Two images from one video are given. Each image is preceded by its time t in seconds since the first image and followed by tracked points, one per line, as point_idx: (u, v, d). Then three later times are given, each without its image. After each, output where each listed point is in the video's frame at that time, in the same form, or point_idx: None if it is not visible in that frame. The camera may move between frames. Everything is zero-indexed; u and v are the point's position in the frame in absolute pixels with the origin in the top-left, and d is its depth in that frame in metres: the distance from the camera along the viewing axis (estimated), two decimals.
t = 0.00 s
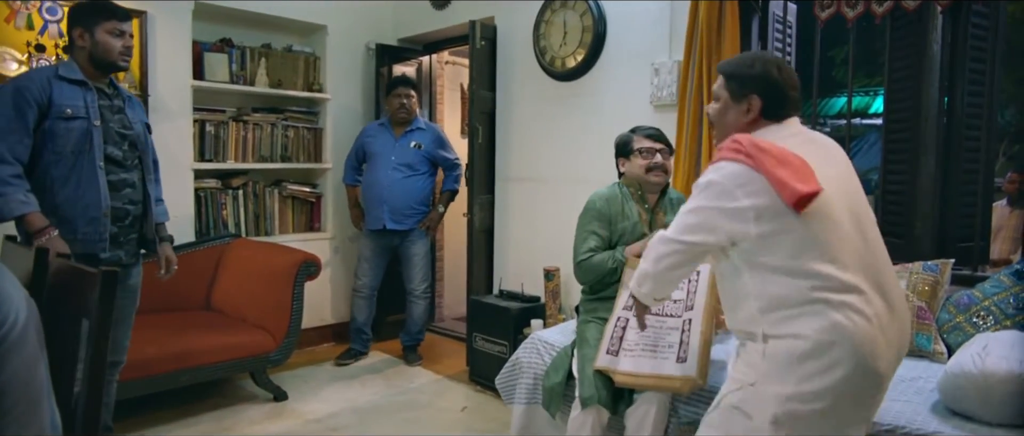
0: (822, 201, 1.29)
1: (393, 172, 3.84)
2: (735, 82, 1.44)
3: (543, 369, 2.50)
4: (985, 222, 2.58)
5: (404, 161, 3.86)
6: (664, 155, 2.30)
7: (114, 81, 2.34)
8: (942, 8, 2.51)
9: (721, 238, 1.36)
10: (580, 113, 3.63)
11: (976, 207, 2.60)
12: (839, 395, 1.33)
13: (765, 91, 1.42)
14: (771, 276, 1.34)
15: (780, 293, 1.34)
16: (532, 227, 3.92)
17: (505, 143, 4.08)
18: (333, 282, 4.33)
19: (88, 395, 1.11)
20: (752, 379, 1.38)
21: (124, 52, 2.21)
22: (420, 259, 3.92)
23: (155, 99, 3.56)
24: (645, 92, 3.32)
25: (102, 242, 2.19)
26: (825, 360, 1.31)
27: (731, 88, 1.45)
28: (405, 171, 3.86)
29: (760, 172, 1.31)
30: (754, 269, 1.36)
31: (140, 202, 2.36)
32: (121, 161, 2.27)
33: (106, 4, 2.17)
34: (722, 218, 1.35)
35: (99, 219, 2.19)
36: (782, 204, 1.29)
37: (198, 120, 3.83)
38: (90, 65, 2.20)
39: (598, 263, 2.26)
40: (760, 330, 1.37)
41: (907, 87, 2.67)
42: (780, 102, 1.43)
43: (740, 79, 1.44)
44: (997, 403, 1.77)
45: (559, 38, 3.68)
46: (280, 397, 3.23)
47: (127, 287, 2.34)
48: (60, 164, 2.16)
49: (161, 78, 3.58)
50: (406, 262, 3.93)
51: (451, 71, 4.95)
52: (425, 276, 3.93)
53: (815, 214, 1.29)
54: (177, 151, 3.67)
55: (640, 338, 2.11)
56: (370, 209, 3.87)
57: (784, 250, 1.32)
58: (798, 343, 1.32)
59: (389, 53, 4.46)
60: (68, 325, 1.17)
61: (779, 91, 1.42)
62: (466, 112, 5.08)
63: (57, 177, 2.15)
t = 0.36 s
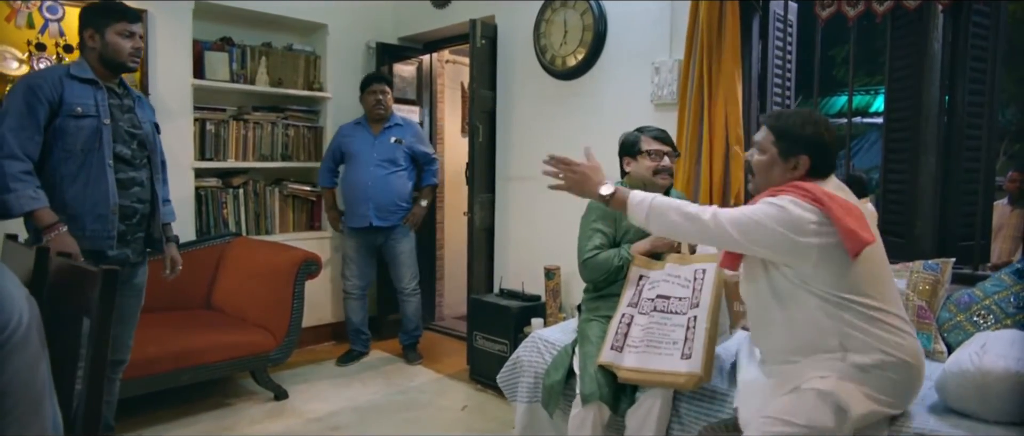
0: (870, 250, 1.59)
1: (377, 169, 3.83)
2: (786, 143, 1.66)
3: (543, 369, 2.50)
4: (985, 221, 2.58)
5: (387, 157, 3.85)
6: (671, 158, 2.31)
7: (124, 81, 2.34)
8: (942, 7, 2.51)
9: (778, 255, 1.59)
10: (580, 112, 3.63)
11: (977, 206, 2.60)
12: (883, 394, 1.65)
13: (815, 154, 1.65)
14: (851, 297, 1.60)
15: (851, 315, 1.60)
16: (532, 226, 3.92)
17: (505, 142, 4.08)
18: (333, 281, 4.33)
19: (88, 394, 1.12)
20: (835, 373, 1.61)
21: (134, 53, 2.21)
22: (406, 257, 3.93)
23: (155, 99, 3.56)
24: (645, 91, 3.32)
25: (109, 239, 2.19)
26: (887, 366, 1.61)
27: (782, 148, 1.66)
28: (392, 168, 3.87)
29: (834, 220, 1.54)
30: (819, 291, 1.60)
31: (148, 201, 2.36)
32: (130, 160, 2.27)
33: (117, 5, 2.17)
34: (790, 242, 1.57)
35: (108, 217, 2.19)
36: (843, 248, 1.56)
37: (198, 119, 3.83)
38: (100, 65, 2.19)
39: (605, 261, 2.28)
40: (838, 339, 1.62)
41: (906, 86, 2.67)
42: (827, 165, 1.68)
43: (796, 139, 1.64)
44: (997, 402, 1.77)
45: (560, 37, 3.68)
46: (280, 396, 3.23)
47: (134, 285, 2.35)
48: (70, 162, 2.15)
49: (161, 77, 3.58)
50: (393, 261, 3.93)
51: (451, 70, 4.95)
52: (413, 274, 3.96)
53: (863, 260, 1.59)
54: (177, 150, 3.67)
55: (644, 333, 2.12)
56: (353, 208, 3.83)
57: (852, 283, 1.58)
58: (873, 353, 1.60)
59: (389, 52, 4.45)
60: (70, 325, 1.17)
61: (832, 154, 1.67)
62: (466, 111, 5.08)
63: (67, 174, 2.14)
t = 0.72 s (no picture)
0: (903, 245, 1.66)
1: (368, 166, 3.81)
2: (858, 131, 1.79)
3: (543, 366, 2.50)
4: (985, 219, 2.58)
5: (376, 154, 3.84)
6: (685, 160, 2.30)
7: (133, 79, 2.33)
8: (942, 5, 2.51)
9: (829, 238, 1.62)
10: (580, 110, 3.63)
11: (977, 204, 2.60)
12: (896, 400, 1.68)
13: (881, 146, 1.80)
14: (879, 293, 1.65)
15: (882, 309, 1.64)
16: (533, 224, 3.92)
17: (505, 140, 4.08)
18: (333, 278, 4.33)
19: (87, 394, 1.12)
20: (852, 378, 1.64)
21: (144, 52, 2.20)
22: (397, 252, 3.93)
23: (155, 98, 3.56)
24: (646, 89, 3.32)
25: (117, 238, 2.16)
26: (902, 370, 1.65)
27: (853, 135, 1.79)
28: (380, 164, 3.86)
29: (880, 205, 1.61)
30: (855, 281, 1.65)
31: (155, 200, 2.34)
32: (138, 159, 2.25)
33: (127, 4, 2.16)
34: (841, 225, 1.60)
35: (115, 216, 2.16)
36: (889, 234, 1.62)
37: (198, 116, 3.82)
38: (109, 63, 2.19)
39: (610, 258, 2.28)
40: (860, 334, 1.65)
41: (907, 83, 2.67)
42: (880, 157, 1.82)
43: (863, 131, 1.79)
44: (995, 400, 1.78)
45: (560, 35, 3.67)
46: (280, 394, 3.23)
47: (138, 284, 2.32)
48: (78, 161, 2.12)
49: (161, 75, 3.58)
50: (384, 257, 3.92)
51: (451, 68, 4.95)
52: (404, 269, 3.95)
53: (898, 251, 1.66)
54: (176, 148, 3.67)
55: (646, 331, 2.13)
56: (342, 205, 3.80)
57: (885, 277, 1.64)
58: (896, 351, 1.65)
59: (389, 49, 4.45)
60: (70, 321, 1.17)
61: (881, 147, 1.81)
62: (466, 109, 5.08)
63: (74, 172, 2.11)
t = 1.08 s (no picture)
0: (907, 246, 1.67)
1: (365, 166, 3.80)
2: (844, 135, 1.76)
3: (543, 366, 2.50)
4: (985, 219, 2.58)
5: (375, 153, 3.85)
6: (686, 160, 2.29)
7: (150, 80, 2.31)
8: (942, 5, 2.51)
9: (831, 235, 1.63)
10: (579, 110, 3.63)
11: (977, 204, 2.60)
12: (902, 403, 1.68)
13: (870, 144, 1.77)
14: (883, 297, 1.65)
15: (885, 311, 1.65)
16: (532, 223, 3.91)
17: (505, 140, 4.07)
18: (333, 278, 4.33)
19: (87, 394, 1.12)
20: (859, 384, 1.64)
21: (161, 53, 2.19)
22: (394, 252, 3.93)
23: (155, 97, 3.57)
24: (645, 89, 3.32)
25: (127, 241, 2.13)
26: (906, 373, 1.65)
27: (840, 140, 1.76)
28: (377, 164, 3.86)
29: (885, 207, 1.62)
30: (859, 284, 1.65)
31: (167, 204, 2.30)
32: (150, 162, 2.22)
33: (144, 5, 2.15)
34: (844, 224, 1.61)
35: (126, 220, 2.12)
36: (893, 236, 1.63)
37: (198, 116, 3.82)
38: (126, 66, 2.17)
39: (610, 258, 2.28)
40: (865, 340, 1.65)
41: (907, 82, 2.67)
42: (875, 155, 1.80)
43: (852, 132, 1.76)
44: (995, 400, 1.78)
45: (559, 35, 3.67)
46: (280, 394, 3.23)
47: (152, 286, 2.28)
48: (89, 164, 2.09)
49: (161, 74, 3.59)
50: (382, 256, 3.91)
51: (451, 67, 4.95)
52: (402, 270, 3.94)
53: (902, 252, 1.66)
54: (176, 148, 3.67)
55: (646, 331, 2.12)
56: (340, 205, 3.79)
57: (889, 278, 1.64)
58: (899, 356, 1.65)
59: (389, 49, 4.45)
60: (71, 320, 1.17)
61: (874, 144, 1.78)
62: (466, 109, 5.07)
63: (85, 176, 2.08)
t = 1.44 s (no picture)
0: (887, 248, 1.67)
1: (365, 168, 3.81)
2: (820, 139, 1.74)
3: (542, 369, 2.50)
4: (985, 222, 2.58)
5: (375, 156, 3.85)
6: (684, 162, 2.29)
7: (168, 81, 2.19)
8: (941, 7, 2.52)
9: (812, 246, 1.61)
10: (579, 112, 3.63)
11: (976, 206, 2.60)
12: (892, 405, 1.67)
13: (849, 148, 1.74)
14: (862, 303, 1.64)
15: (867, 315, 1.64)
16: (532, 226, 3.92)
17: (505, 142, 4.07)
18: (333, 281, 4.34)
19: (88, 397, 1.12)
20: (845, 388, 1.64)
21: (151, 59, 2.03)
22: (395, 255, 3.93)
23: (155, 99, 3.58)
24: (645, 92, 3.32)
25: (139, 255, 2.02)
26: (892, 376, 1.65)
27: (817, 146, 1.74)
28: (378, 167, 3.87)
29: (860, 212, 1.61)
30: (836, 289, 1.65)
31: (186, 214, 2.19)
32: (165, 171, 2.11)
33: (153, 8, 2.01)
34: (822, 232, 1.59)
35: (136, 232, 2.02)
36: (870, 241, 1.62)
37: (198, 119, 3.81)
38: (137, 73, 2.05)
39: (608, 258, 2.27)
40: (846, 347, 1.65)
41: (906, 84, 2.68)
42: (855, 161, 1.77)
43: (830, 136, 1.73)
44: (994, 402, 1.78)
45: (559, 37, 3.68)
46: (280, 396, 3.23)
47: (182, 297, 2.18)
48: (102, 175, 1.98)
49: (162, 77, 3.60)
50: (382, 259, 3.91)
51: (451, 70, 4.96)
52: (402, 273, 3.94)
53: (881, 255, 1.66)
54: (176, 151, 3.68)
55: (645, 334, 2.12)
56: (340, 208, 3.80)
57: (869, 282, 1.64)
58: (882, 361, 1.65)
59: (389, 52, 4.46)
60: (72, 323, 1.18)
61: (854, 150, 1.76)
62: (466, 111, 5.08)
63: (99, 187, 1.98)
